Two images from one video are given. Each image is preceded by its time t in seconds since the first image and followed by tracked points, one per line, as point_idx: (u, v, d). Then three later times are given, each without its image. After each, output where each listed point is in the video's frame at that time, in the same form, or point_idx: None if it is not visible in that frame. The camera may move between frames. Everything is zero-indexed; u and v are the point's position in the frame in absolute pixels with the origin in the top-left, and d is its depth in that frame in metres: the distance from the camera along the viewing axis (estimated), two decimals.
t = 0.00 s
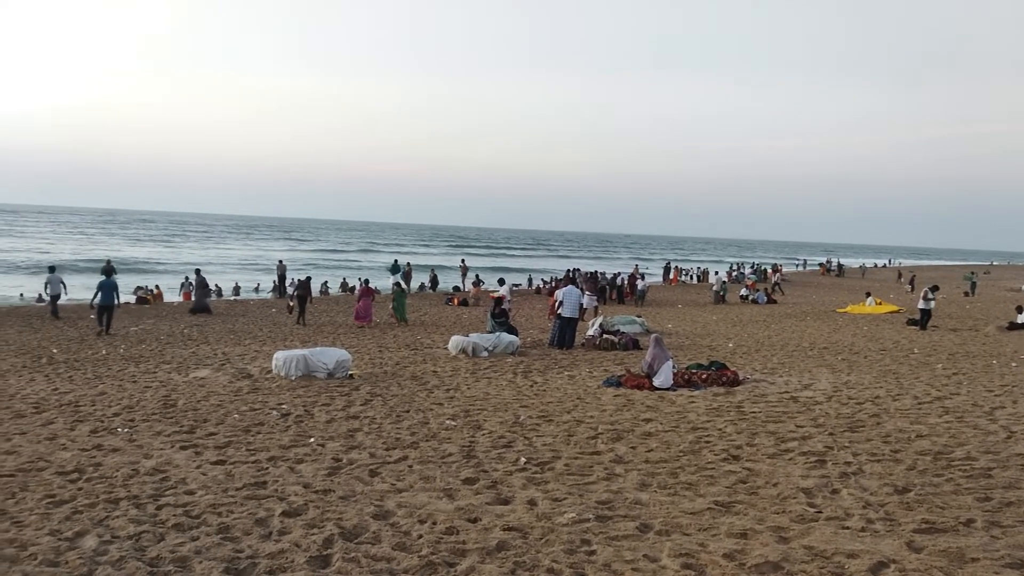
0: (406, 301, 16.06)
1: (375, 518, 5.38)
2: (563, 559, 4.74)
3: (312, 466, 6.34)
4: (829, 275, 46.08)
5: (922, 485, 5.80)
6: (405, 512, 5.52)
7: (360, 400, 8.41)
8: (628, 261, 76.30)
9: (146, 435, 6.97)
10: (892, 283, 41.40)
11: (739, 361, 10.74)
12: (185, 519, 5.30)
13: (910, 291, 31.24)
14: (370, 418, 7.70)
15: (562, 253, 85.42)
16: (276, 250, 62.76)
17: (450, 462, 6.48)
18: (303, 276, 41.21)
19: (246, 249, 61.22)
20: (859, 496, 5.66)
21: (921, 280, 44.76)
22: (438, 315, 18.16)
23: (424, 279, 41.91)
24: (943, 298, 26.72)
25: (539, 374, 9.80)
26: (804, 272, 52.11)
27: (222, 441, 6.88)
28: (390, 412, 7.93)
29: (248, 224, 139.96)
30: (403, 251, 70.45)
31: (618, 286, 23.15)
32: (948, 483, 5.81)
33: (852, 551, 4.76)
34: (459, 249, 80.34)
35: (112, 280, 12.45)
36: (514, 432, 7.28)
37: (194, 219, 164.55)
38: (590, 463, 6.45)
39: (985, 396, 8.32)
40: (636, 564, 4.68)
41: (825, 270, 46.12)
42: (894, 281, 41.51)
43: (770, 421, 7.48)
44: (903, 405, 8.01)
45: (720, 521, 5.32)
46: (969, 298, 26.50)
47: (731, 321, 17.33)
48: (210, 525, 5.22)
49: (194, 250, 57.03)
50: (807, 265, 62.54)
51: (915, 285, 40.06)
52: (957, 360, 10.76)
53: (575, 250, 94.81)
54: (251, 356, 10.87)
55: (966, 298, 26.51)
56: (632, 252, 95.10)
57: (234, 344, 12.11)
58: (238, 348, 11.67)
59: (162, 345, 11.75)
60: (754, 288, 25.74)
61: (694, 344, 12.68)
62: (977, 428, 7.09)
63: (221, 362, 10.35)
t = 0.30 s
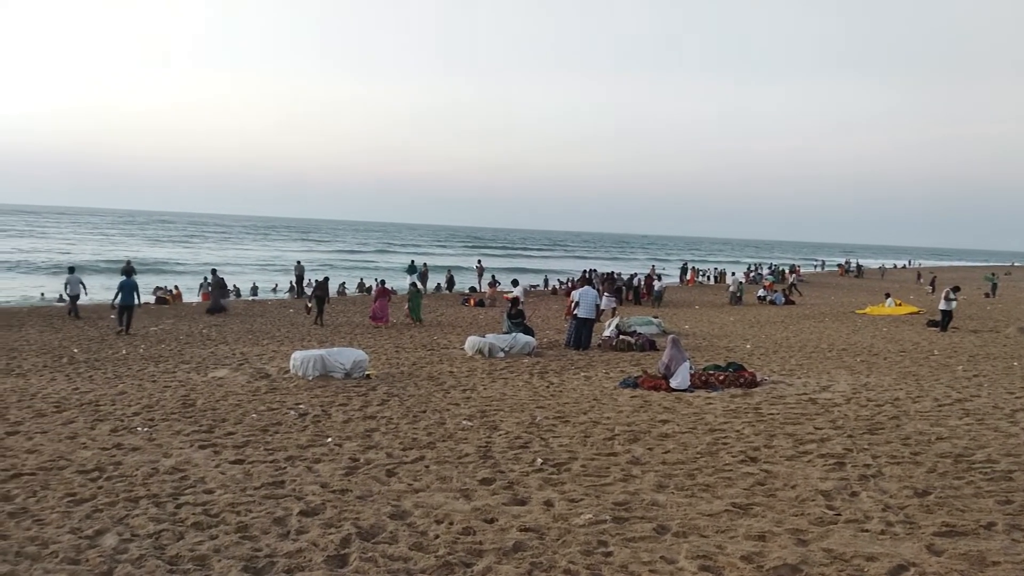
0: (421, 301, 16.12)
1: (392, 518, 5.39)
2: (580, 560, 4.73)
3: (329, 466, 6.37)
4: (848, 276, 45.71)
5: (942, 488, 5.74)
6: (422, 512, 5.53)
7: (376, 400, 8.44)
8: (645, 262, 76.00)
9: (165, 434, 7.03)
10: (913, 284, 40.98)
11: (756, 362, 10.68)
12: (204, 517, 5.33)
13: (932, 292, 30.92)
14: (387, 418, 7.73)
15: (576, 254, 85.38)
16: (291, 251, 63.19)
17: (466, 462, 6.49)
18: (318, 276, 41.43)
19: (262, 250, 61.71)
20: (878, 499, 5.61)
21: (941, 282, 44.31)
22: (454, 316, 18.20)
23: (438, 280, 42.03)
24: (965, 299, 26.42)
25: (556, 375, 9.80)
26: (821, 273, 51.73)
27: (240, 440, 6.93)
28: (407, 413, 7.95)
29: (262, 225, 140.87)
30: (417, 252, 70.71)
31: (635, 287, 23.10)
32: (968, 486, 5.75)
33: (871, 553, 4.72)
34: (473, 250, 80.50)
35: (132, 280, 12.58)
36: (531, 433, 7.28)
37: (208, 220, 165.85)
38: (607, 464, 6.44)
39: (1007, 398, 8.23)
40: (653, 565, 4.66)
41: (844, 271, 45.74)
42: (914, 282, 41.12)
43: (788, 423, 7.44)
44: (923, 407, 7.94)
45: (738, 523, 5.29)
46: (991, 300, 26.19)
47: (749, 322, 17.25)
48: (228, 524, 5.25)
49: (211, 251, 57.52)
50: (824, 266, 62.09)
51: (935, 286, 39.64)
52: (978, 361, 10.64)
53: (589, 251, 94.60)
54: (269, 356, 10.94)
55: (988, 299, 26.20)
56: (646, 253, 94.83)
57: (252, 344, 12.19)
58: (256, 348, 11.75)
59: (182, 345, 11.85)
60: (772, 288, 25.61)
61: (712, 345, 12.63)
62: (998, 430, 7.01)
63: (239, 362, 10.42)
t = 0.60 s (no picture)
0: (437, 303, 16.16)
1: (409, 519, 5.41)
2: (598, 562, 4.72)
3: (347, 466, 6.40)
4: (867, 278, 45.34)
5: (964, 492, 5.68)
6: (439, 513, 5.54)
7: (394, 401, 8.46)
8: (659, 264, 75.78)
9: (185, 435, 7.09)
10: (933, 286, 40.57)
11: (775, 365, 10.62)
12: (223, 517, 5.37)
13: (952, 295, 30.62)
14: (404, 419, 7.75)
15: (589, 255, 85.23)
16: (306, 252, 63.58)
17: (483, 464, 6.49)
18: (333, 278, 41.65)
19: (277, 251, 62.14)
20: (898, 503, 5.56)
21: (962, 284, 43.85)
22: (471, 317, 18.22)
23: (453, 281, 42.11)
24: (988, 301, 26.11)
25: (573, 377, 9.79)
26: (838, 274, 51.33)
27: (259, 441, 6.97)
28: (424, 414, 7.97)
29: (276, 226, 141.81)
30: (431, 253, 70.89)
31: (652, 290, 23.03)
32: (990, 490, 5.69)
33: (891, 557, 4.68)
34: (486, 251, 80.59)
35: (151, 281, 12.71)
36: (548, 434, 7.28)
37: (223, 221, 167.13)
38: (624, 466, 6.42)
39: None
40: (671, 568, 4.64)
41: (863, 272, 45.35)
42: (934, 284, 40.72)
43: (807, 426, 7.39)
44: (944, 410, 7.86)
45: (756, 526, 5.26)
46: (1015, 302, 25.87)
47: (767, 324, 17.16)
48: (247, 524, 5.29)
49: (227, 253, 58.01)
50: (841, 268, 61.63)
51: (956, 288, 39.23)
52: (1000, 364, 10.52)
53: (602, 253, 94.35)
54: (287, 357, 11.00)
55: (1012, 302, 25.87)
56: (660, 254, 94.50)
57: (270, 345, 12.27)
58: (274, 349, 11.83)
59: (201, 346, 11.95)
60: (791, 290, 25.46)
61: (729, 347, 12.57)
62: (1021, 434, 6.93)
63: (258, 363, 10.49)
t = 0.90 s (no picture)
0: (453, 304, 16.20)
1: (427, 519, 5.42)
2: (616, 565, 4.71)
3: (365, 467, 6.43)
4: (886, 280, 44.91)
5: (986, 497, 5.62)
6: (457, 514, 5.55)
7: (411, 402, 8.49)
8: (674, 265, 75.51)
9: (205, 434, 7.15)
10: (954, 288, 40.09)
11: (794, 367, 10.55)
12: (242, 516, 5.41)
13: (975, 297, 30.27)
14: (422, 420, 7.77)
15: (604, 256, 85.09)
16: (321, 253, 63.95)
17: (501, 465, 6.50)
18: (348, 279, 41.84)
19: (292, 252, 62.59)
20: (919, 507, 5.51)
21: (983, 286, 43.32)
22: (488, 319, 18.24)
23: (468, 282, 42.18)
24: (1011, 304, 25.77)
25: (590, 378, 9.77)
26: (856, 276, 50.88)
27: (278, 441, 7.02)
28: (441, 415, 7.99)
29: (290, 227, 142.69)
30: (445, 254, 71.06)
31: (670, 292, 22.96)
32: (1013, 495, 5.62)
33: (913, 562, 4.64)
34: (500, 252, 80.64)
35: (171, 281, 12.82)
36: (565, 436, 7.27)
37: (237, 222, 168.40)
38: (642, 469, 6.40)
39: None
40: (690, 571, 4.62)
41: (882, 274, 44.90)
42: (955, 286, 40.24)
43: (827, 429, 7.34)
44: (966, 414, 7.78)
45: (776, 530, 5.22)
46: None
47: (786, 326, 17.04)
48: (267, 523, 5.32)
49: (244, 253, 58.47)
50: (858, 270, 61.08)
51: (977, 290, 38.78)
52: None
53: (616, 254, 94.07)
54: (306, 357, 11.07)
55: None
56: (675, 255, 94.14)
57: (289, 345, 12.35)
58: (293, 350, 11.90)
59: (220, 346, 12.05)
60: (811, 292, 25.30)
61: (748, 349, 12.51)
62: None
63: (277, 363, 10.56)
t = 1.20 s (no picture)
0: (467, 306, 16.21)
1: (442, 521, 5.43)
2: (631, 568, 4.70)
3: (380, 468, 6.45)
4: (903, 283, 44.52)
5: (1006, 502, 5.56)
6: (472, 516, 5.55)
7: (426, 404, 8.50)
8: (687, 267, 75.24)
9: (222, 435, 7.19)
10: (973, 292, 39.64)
11: (811, 371, 10.49)
12: (259, 517, 5.44)
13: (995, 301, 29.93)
14: (437, 422, 7.78)
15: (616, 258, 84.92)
16: (335, 255, 64.19)
17: (516, 467, 6.50)
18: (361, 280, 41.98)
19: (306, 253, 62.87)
20: (938, 512, 5.46)
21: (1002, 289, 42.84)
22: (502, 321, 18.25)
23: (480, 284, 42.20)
24: None
25: (605, 381, 9.75)
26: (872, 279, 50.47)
27: (293, 442, 7.05)
28: (456, 417, 8.00)
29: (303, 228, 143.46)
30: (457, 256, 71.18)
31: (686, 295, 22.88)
32: None
33: (931, 567, 4.60)
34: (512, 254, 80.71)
35: (188, 282, 12.92)
36: (580, 439, 7.27)
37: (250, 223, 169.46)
38: (657, 472, 6.38)
39: None
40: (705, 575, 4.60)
41: (900, 277, 44.51)
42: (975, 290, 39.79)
43: (844, 433, 7.29)
44: (985, 419, 7.70)
45: (792, 534, 5.19)
46: None
47: (803, 329, 16.93)
48: (283, 523, 5.35)
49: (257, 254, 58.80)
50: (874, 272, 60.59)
51: (997, 294, 38.35)
52: None
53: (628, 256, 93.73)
54: (321, 359, 11.11)
55: None
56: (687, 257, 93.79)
57: (305, 346, 12.41)
58: (309, 351, 11.95)
59: (237, 347, 12.12)
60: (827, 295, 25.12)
61: (764, 353, 12.44)
62: None
63: (293, 364, 10.61)
